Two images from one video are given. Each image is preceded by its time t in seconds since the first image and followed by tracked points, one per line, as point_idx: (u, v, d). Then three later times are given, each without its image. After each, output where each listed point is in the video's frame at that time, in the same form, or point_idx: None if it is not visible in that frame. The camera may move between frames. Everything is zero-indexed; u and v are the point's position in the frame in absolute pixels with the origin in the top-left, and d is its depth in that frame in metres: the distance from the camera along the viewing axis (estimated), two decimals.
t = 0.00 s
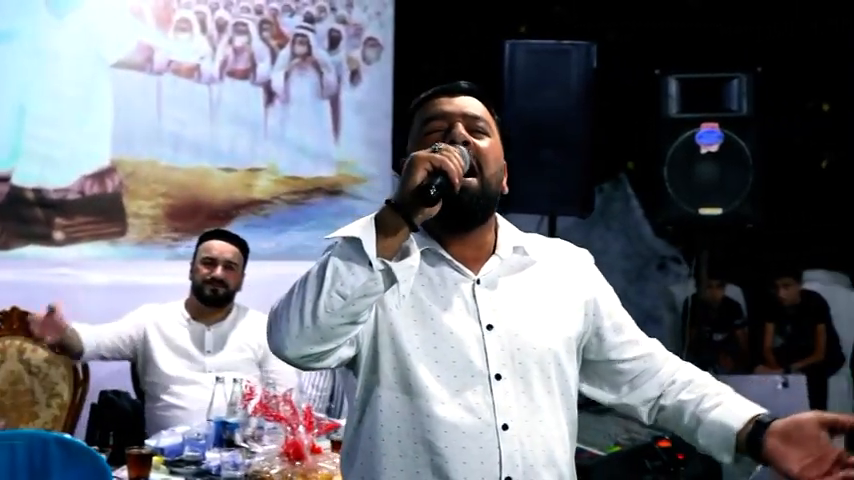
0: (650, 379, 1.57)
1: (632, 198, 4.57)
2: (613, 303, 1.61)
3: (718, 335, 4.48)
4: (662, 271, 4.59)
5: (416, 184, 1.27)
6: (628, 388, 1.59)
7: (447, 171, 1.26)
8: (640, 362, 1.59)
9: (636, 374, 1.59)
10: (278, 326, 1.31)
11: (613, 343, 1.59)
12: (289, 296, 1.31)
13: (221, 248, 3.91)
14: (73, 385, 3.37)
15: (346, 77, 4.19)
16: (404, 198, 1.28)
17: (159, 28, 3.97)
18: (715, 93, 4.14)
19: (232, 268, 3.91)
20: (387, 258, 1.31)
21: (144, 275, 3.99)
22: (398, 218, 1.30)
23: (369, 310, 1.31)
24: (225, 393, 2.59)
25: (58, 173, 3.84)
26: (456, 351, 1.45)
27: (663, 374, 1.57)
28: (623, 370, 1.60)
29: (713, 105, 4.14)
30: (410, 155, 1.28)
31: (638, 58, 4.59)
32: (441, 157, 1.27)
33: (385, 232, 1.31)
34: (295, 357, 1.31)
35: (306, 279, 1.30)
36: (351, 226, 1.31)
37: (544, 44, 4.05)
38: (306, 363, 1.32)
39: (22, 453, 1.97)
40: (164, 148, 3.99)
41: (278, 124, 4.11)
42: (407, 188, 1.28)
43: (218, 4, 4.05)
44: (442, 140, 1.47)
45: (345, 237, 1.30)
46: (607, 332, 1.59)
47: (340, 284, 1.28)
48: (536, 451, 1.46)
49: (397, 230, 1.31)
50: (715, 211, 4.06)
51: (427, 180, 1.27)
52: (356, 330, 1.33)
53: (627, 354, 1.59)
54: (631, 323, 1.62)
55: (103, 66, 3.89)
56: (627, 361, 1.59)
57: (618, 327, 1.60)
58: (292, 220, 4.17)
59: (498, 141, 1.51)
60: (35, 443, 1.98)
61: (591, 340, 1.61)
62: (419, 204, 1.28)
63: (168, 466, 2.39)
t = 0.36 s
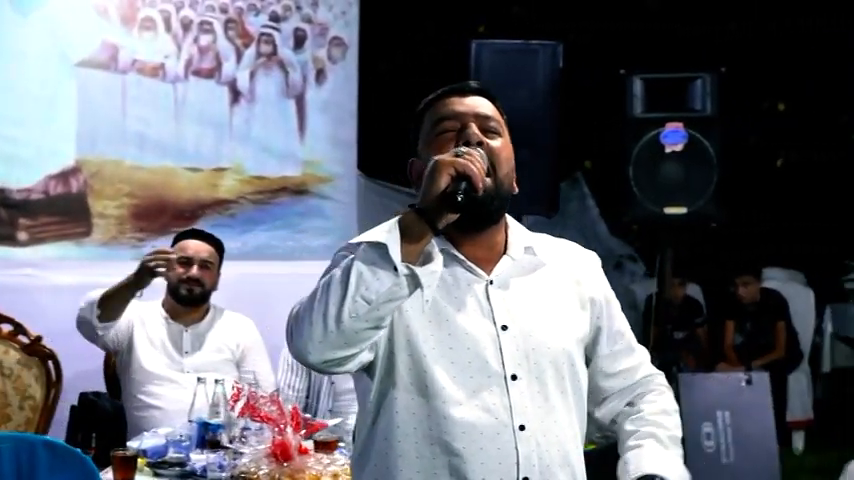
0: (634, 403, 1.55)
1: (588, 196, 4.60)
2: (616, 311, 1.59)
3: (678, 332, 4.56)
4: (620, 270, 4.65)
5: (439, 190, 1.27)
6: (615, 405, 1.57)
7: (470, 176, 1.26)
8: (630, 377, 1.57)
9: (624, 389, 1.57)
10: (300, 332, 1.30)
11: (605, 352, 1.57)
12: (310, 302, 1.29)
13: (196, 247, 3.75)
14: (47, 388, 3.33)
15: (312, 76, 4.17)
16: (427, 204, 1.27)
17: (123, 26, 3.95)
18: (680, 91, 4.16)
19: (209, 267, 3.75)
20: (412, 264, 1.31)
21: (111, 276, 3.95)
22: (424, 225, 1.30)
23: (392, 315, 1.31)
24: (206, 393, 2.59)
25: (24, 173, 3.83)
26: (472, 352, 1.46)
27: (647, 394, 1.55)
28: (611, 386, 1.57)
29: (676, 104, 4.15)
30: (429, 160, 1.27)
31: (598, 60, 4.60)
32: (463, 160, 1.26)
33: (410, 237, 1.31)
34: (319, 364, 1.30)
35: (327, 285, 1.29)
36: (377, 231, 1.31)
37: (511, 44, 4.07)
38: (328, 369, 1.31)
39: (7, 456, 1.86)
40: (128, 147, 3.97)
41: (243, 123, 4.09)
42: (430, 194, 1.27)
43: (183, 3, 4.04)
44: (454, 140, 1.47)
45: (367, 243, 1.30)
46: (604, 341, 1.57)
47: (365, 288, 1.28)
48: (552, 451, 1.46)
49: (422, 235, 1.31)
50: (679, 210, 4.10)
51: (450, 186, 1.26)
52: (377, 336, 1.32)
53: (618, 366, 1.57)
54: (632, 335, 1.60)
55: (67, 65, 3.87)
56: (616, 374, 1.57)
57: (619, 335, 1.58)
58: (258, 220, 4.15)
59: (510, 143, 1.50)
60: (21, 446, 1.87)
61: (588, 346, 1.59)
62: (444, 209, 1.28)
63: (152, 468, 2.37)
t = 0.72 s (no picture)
0: (634, 405, 1.57)
1: (544, 195, 4.64)
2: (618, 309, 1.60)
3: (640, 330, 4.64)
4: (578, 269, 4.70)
5: (470, 200, 1.29)
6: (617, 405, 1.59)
7: (499, 187, 1.28)
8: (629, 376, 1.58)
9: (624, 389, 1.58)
10: (327, 338, 1.32)
11: (608, 353, 1.57)
12: (339, 309, 1.32)
13: (178, 247, 3.63)
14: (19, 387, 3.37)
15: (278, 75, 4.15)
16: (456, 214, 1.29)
17: (88, 24, 3.91)
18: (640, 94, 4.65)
19: (191, 267, 3.62)
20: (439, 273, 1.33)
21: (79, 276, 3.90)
22: (453, 235, 1.32)
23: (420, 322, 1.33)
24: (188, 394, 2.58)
25: None
26: (488, 351, 1.45)
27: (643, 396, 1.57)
28: (610, 387, 1.58)
29: (640, 106, 4.64)
30: (458, 169, 1.30)
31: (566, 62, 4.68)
32: (493, 172, 1.29)
33: (439, 246, 1.33)
34: (346, 370, 1.32)
35: (356, 292, 1.31)
36: (408, 240, 1.32)
37: (479, 44, 4.10)
38: (355, 374, 1.33)
39: None
40: (94, 146, 3.94)
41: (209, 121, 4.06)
42: (459, 204, 1.29)
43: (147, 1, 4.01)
44: (472, 143, 1.50)
45: (396, 250, 1.31)
46: (607, 340, 1.58)
47: (393, 298, 1.29)
48: (566, 450, 1.47)
49: (450, 245, 1.33)
50: (645, 208, 4.61)
51: (480, 197, 1.29)
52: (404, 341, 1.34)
53: (620, 364, 1.58)
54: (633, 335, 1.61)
55: (31, 63, 3.82)
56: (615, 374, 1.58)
57: (620, 334, 1.59)
58: (224, 219, 4.12)
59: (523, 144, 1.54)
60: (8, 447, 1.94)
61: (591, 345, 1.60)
62: (472, 220, 1.30)
63: (136, 469, 2.35)
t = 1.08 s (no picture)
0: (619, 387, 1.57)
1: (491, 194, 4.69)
2: (600, 297, 1.62)
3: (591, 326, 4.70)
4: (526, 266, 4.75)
5: (478, 204, 1.34)
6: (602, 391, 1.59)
7: (506, 189, 1.34)
8: (615, 358, 1.59)
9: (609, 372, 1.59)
10: (336, 339, 1.37)
11: (592, 340, 1.59)
12: (348, 311, 1.36)
13: (145, 249, 3.67)
14: None
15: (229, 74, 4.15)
16: (465, 219, 1.35)
17: (36, 21, 3.82)
18: (592, 92, 4.45)
19: (155, 270, 3.64)
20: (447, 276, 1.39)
21: (31, 274, 3.85)
22: (460, 238, 1.38)
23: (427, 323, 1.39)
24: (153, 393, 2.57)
25: None
26: (479, 345, 1.46)
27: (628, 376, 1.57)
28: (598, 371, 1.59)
29: (589, 102, 4.44)
30: (463, 174, 1.35)
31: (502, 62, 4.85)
32: (499, 176, 1.35)
33: (448, 250, 1.38)
34: (354, 371, 1.37)
35: (366, 294, 1.36)
36: (418, 242, 1.38)
37: (429, 42, 4.11)
38: (362, 375, 1.38)
39: None
40: (43, 146, 3.86)
41: (159, 120, 4.04)
42: (466, 207, 1.34)
43: None
44: (463, 141, 1.50)
45: (408, 253, 1.37)
46: (588, 328, 1.59)
47: (405, 299, 1.35)
48: (558, 440, 1.49)
49: (457, 247, 1.38)
50: (597, 206, 4.40)
51: (489, 199, 1.35)
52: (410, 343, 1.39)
53: (605, 349, 1.59)
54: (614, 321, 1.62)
55: None
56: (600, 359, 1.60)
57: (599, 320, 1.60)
58: (174, 218, 4.10)
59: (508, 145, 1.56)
60: None
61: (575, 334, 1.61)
62: (482, 221, 1.35)
63: (103, 469, 2.35)
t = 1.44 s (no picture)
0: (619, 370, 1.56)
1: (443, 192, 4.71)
2: (594, 290, 1.62)
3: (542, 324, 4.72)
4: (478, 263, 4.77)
5: (473, 186, 1.33)
6: (604, 370, 1.58)
7: (502, 173, 1.32)
8: (610, 342, 1.58)
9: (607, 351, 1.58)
10: (330, 320, 1.37)
11: (587, 330, 1.59)
12: (342, 292, 1.37)
13: (96, 246, 3.63)
14: None
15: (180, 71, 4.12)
16: (460, 202, 1.34)
17: None
18: (541, 90, 4.31)
19: (107, 268, 3.61)
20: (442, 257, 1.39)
21: None
22: (455, 219, 1.37)
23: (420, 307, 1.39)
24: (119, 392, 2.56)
25: None
26: (468, 336, 1.44)
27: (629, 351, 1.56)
28: (602, 349, 1.58)
29: (541, 101, 4.29)
30: (459, 157, 1.33)
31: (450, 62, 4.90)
32: (495, 159, 1.33)
33: (441, 232, 1.39)
34: (347, 351, 1.37)
35: (360, 275, 1.37)
36: (414, 225, 1.38)
37: (382, 41, 4.15)
38: (355, 356, 1.38)
39: None
40: None
41: (111, 117, 4.03)
42: (463, 190, 1.33)
43: None
44: (455, 130, 1.51)
45: (402, 235, 1.37)
46: (581, 320, 1.59)
47: (398, 280, 1.35)
48: (545, 431, 1.48)
49: (450, 230, 1.39)
50: (547, 204, 4.12)
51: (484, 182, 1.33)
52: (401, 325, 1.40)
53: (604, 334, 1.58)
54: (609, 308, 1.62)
55: None
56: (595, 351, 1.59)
57: (594, 309, 1.60)
58: (127, 216, 4.07)
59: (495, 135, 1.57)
60: None
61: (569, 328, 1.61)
62: (478, 204, 1.35)
63: (72, 468, 2.34)
